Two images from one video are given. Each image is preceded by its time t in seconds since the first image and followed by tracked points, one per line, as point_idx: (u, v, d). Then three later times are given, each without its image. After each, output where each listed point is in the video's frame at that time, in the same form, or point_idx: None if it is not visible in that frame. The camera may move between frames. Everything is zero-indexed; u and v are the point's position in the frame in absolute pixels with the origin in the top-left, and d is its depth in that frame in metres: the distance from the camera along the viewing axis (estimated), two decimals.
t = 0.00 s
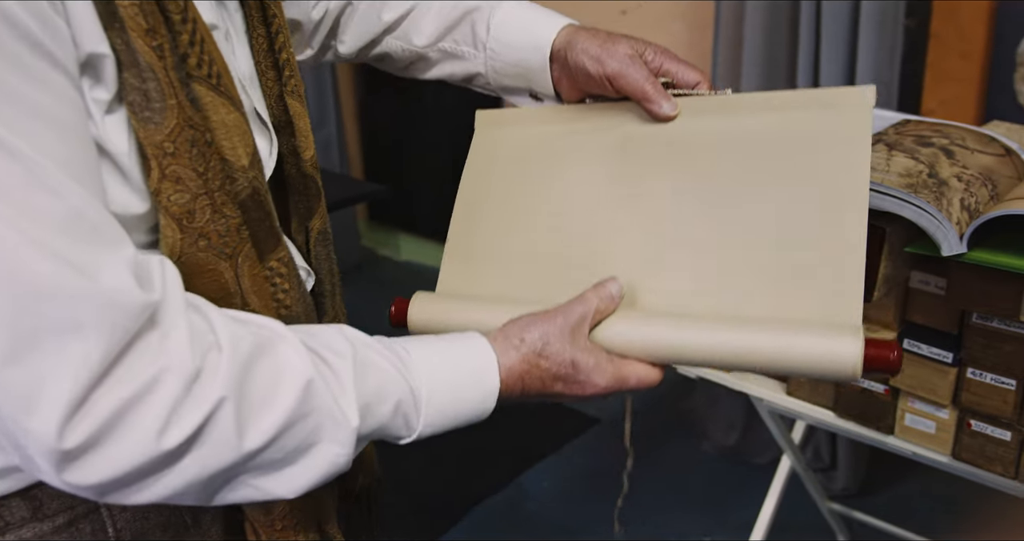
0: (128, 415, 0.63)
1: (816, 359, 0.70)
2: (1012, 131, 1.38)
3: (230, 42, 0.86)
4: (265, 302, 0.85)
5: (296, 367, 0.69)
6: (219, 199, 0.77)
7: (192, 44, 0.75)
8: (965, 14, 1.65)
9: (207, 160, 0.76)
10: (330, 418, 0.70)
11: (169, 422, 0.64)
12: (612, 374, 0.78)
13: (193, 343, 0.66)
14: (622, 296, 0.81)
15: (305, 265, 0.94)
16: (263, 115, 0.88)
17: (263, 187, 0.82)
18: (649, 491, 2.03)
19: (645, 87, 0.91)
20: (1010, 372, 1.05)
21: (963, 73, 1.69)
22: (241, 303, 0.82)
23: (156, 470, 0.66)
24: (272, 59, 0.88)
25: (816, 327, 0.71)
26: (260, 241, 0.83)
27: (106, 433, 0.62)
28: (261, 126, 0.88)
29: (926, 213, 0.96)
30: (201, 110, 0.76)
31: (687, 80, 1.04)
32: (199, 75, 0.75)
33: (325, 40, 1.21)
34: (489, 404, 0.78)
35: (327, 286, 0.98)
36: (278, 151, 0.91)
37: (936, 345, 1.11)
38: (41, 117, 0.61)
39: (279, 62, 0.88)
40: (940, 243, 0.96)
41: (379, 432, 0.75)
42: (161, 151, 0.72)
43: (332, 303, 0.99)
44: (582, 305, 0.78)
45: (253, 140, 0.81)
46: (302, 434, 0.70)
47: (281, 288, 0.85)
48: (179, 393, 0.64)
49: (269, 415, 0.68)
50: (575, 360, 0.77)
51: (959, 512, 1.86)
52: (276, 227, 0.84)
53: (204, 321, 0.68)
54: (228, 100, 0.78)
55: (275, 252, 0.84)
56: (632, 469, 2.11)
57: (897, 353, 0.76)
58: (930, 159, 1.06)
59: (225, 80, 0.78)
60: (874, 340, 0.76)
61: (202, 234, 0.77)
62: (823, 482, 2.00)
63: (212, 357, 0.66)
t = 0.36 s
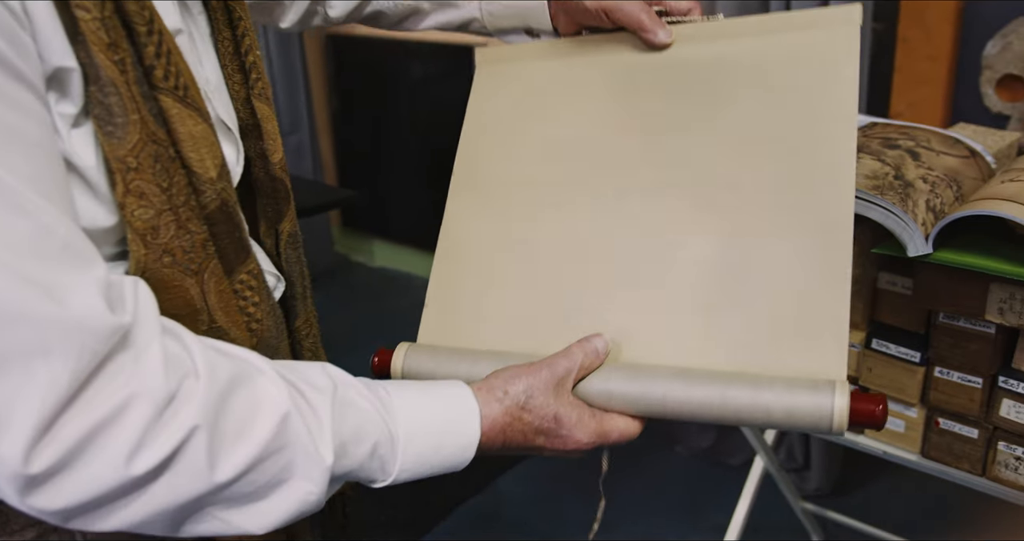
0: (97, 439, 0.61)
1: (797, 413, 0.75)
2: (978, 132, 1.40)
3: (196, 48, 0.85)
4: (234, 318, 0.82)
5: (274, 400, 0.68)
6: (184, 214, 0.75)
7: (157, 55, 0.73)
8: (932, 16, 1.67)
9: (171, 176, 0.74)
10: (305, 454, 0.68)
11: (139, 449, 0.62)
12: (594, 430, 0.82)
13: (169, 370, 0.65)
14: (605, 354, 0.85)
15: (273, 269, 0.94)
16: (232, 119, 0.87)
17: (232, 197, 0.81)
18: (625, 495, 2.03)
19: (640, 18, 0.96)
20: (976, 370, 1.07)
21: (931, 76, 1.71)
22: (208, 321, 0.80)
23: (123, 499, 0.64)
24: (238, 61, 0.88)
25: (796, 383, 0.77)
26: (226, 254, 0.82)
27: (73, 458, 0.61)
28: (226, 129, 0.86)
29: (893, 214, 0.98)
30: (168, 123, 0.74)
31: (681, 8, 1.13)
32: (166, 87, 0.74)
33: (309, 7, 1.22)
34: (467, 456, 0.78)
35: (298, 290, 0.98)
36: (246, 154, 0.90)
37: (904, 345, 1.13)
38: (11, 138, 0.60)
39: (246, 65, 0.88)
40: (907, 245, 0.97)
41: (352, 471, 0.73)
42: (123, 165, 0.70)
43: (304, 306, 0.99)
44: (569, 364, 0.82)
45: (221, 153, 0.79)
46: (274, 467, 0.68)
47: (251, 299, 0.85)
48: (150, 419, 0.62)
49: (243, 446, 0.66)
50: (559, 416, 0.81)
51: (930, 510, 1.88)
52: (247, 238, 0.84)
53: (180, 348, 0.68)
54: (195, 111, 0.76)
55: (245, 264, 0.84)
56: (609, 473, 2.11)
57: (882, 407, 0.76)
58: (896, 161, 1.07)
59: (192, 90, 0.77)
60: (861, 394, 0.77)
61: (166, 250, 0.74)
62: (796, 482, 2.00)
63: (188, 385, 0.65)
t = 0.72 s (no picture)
0: (65, 451, 0.61)
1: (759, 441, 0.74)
2: (950, 132, 1.41)
3: (159, 52, 0.82)
4: (202, 325, 0.78)
5: (247, 418, 0.67)
6: (149, 222, 0.70)
7: (121, 58, 0.69)
8: (904, 17, 1.69)
9: (134, 182, 0.69)
10: (276, 472, 0.67)
11: (105, 463, 0.61)
12: (570, 459, 0.81)
13: (141, 383, 0.63)
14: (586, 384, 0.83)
15: (243, 267, 0.91)
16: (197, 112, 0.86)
17: (200, 201, 0.76)
18: (606, 494, 2.03)
19: None
20: (948, 366, 1.09)
21: (904, 76, 1.73)
22: (174, 329, 0.75)
23: (91, 513, 0.63)
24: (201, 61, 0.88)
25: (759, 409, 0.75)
26: (193, 262, 0.77)
27: (39, 470, 0.61)
28: (190, 132, 0.82)
29: (865, 212, 1.00)
30: (132, 125, 0.70)
31: None
32: (130, 91, 0.70)
33: None
34: (441, 483, 0.76)
35: (266, 288, 0.97)
36: (210, 153, 0.91)
37: (878, 342, 1.14)
38: None
39: (209, 63, 0.88)
40: (879, 241, 1.00)
41: (326, 491, 0.71)
42: (84, 172, 0.66)
43: (271, 305, 0.98)
44: (545, 393, 0.80)
45: (187, 156, 0.76)
46: (244, 485, 0.66)
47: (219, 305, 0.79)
48: (118, 434, 0.61)
49: (212, 463, 0.65)
50: (531, 446, 0.79)
51: (906, 506, 1.90)
52: (215, 241, 0.79)
53: (153, 361, 0.66)
54: (160, 113, 0.72)
55: (213, 268, 0.79)
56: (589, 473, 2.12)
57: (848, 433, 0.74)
58: (866, 159, 1.08)
59: (158, 95, 0.73)
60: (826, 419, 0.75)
61: (132, 257, 0.70)
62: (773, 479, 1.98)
63: (160, 399, 0.64)
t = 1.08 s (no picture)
0: (55, 455, 0.61)
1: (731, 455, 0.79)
2: (934, 130, 1.42)
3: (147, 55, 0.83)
4: (191, 327, 0.78)
5: (236, 425, 0.67)
6: (133, 226, 0.71)
7: (105, 63, 0.70)
8: (889, 16, 1.70)
9: (119, 188, 0.70)
10: (264, 480, 0.67)
11: (94, 468, 0.62)
12: (556, 474, 0.84)
13: (131, 388, 0.64)
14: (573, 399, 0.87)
15: (231, 265, 0.90)
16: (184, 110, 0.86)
17: (186, 204, 0.77)
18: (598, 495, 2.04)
19: None
20: (932, 361, 1.11)
21: (890, 74, 1.74)
22: (162, 331, 0.75)
23: (78, 516, 0.63)
24: (185, 58, 0.88)
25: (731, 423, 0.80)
26: (178, 262, 0.78)
27: (28, 474, 0.61)
28: (177, 130, 0.82)
29: (848, 210, 1.01)
30: (116, 127, 0.70)
31: None
32: (114, 95, 0.70)
33: None
34: (429, 495, 0.77)
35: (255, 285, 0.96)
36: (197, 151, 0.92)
37: (863, 338, 1.15)
38: None
39: (193, 61, 0.88)
40: (861, 239, 1.01)
41: (312, 500, 0.72)
42: (69, 177, 0.67)
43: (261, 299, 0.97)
44: (534, 408, 0.83)
45: (173, 158, 0.76)
46: (231, 492, 0.67)
47: (208, 305, 0.79)
48: (108, 439, 0.62)
49: (202, 468, 0.65)
50: (520, 460, 0.81)
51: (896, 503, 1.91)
52: (202, 243, 0.80)
53: (143, 367, 0.66)
54: (145, 117, 0.72)
55: (200, 269, 0.79)
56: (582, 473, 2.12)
57: (815, 446, 0.79)
58: (850, 157, 1.09)
59: (143, 99, 0.73)
60: (795, 433, 0.80)
61: (117, 260, 0.70)
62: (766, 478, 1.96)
63: (149, 405, 0.64)
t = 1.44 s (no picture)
0: (57, 458, 0.62)
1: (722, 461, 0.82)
2: (926, 129, 1.43)
3: (146, 53, 0.83)
4: (191, 327, 0.78)
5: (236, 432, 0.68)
6: (134, 227, 0.71)
7: (107, 66, 0.69)
8: (883, 15, 1.71)
9: (122, 189, 0.70)
10: (261, 486, 0.68)
11: (95, 471, 0.62)
12: (552, 487, 0.86)
13: (134, 392, 0.64)
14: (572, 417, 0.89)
15: (231, 262, 0.90)
16: (184, 110, 0.87)
17: (188, 204, 0.77)
18: (596, 494, 2.05)
19: None
20: (922, 359, 1.12)
21: (884, 74, 1.75)
22: (163, 332, 0.76)
23: (76, 518, 0.64)
24: (183, 56, 0.88)
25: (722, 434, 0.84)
26: (179, 262, 0.78)
27: (30, 475, 0.61)
28: (176, 127, 0.82)
29: (838, 209, 1.02)
30: (120, 131, 0.70)
31: None
32: (117, 98, 0.70)
33: None
34: (425, 507, 0.78)
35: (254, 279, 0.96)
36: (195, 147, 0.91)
37: (854, 336, 1.17)
38: None
39: (191, 59, 0.88)
40: (851, 237, 1.02)
41: (308, 508, 0.72)
42: (72, 179, 0.67)
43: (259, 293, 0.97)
44: (531, 423, 0.86)
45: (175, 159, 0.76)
46: (228, 498, 0.67)
47: (208, 304, 0.80)
48: (109, 443, 0.62)
49: (202, 472, 0.66)
50: (517, 475, 0.84)
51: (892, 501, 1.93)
52: (204, 243, 0.80)
53: (146, 372, 0.67)
54: (149, 119, 0.72)
55: (201, 269, 0.79)
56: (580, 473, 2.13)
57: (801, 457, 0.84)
58: (840, 157, 1.10)
59: (147, 102, 0.73)
60: (780, 443, 0.84)
61: (119, 261, 0.71)
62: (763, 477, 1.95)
63: (152, 409, 0.65)
